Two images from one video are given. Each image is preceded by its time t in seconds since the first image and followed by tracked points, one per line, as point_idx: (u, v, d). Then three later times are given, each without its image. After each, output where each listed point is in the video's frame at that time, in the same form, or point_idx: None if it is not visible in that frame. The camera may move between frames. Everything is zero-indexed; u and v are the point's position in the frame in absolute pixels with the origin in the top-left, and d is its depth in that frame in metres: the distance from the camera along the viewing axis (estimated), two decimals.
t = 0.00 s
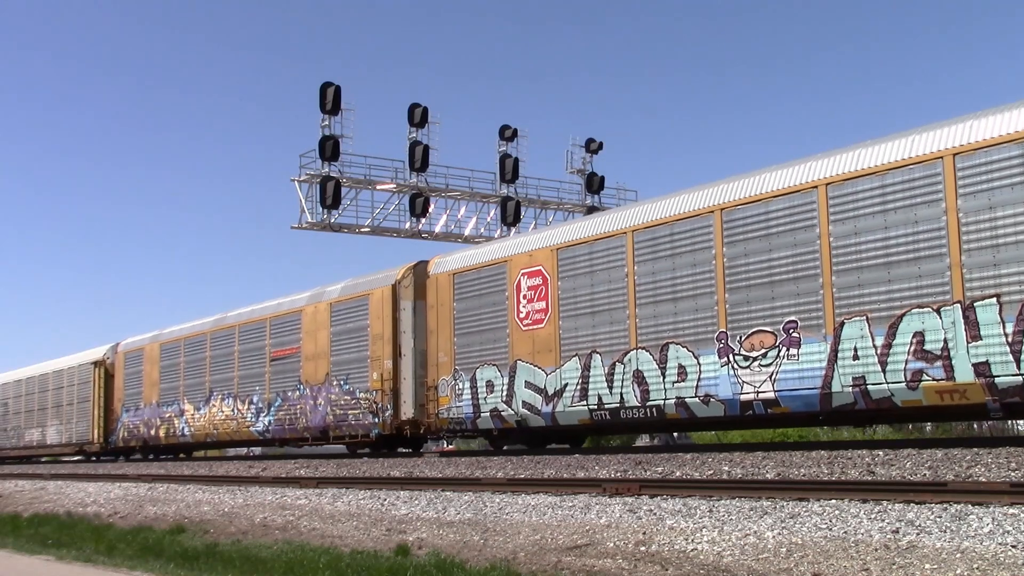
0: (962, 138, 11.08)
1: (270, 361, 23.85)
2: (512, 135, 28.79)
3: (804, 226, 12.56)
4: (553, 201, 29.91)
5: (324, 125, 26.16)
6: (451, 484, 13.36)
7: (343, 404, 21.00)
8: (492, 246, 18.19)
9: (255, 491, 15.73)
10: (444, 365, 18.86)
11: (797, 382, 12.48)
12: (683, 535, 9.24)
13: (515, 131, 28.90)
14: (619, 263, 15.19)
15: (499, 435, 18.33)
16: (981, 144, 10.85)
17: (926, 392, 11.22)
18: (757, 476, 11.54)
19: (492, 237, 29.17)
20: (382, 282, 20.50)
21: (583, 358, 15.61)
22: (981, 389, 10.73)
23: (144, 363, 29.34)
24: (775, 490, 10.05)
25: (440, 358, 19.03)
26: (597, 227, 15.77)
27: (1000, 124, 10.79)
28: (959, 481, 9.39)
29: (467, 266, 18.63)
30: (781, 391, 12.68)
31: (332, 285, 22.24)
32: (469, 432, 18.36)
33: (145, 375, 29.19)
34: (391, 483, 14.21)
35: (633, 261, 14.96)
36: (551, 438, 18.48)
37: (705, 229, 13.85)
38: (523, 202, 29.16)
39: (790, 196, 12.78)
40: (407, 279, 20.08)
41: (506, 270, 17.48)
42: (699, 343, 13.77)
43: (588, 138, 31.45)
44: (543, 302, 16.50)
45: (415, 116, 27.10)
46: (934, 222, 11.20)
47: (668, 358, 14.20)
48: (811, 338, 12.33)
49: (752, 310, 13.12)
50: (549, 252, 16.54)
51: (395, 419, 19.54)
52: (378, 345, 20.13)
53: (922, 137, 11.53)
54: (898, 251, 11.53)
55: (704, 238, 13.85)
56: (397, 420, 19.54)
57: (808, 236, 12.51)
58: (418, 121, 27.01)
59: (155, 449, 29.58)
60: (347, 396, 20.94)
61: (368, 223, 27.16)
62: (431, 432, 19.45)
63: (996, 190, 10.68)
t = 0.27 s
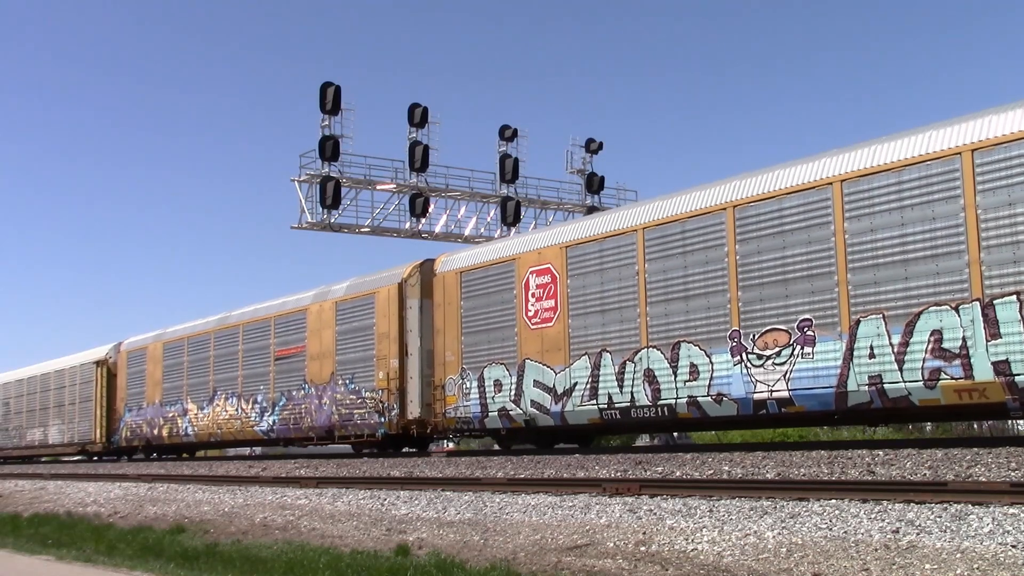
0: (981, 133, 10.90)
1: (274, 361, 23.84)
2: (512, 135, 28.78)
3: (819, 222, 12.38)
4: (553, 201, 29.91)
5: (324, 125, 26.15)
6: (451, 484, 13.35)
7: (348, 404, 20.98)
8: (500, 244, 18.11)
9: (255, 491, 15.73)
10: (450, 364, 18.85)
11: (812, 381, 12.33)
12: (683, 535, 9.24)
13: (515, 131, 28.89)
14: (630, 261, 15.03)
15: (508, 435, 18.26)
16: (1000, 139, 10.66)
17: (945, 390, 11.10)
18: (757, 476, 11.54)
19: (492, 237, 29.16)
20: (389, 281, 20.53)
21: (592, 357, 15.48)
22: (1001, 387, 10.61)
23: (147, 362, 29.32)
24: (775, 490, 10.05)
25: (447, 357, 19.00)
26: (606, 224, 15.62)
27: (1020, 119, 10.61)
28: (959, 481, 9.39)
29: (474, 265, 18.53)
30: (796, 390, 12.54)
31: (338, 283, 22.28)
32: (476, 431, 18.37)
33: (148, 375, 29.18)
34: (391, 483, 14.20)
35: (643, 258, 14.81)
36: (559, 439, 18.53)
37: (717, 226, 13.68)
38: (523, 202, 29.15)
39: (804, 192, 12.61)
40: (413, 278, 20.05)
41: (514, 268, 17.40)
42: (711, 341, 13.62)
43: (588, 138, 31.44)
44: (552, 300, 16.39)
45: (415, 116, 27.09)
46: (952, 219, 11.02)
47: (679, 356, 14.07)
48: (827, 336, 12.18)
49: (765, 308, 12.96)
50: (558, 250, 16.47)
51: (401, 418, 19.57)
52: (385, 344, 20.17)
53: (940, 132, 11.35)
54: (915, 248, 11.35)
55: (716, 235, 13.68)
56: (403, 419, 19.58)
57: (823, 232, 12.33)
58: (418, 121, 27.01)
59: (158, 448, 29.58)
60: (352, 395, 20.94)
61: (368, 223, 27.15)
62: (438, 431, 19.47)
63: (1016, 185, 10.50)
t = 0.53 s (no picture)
0: (999, 129, 10.87)
1: (279, 360, 23.84)
2: (512, 135, 28.78)
3: (834, 219, 12.36)
4: (553, 201, 29.92)
5: (324, 125, 26.15)
6: (451, 484, 13.36)
7: (354, 403, 20.98)
8: (508, 242, 18.11)
9: (255, 491, 15.73)
10: (458, 363, 18.85)
11: (827, 380, 12.30)
12: (683, 535, 9.24)
13: (515, 131, 28.89)
14: (640, 258, 15.02)
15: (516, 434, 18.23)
16: (1019, 135, 10.63)
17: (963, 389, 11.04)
18: (757, 476, 11.54)
19: (492, 237, 29.17)
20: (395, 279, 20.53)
21: (602, 356, 15.48)
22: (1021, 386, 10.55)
23: (150, 362, 29.32)
24: (775, 490, 10.05)
25: (454, 356, 18.99)
26: (616, 222, 15.62)
27: None
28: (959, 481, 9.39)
29: (482, 263, 18.52)
30: (810, 389, 12.52)
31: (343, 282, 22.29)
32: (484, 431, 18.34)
33: (150, 374, 29.17)
34: (391, 483, 14.21)
35: (655, 256, 14.80)
36: (569, 438, 18.41)
37: (729, 223, 13.67)
38: (523, 202, 29.15)
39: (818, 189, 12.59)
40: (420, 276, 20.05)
41: (523, 266, 17.37)
42: (724, 340, 13.60)
43: (588, 138, 31.44)
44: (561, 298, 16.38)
45: (415, 116, 27.08)
46: (971, 215, 10.99)
47: (691, 355, 14.07)
48: (842, 334, 12.14)
49: (779, 306, 12.94)
50: (567, 248, 16.44)
51: (407, 417, 19.51)
52: (390, 343, 20.13)
53: (957, 128, 11.32)
54: (932, 245, 11.32)
55: (729, 233, 13.66)
56: (410, 419, 19.53)
57: (838, 230, 12.31)
58: (418, 121, 27.01)
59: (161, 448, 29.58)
60: (358, 395, 20.95)
61: (368, 223, 27.16)
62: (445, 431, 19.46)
63: None
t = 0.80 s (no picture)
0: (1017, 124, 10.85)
1: (284, 359, 23.84)
2: (512, 135, 28.78)
3: (849, 216, 12.35)
4: (553, 201, 29.93)
5: (324, 125, 26.15)
6: (451, 485, 13.36)
7: (359, 403, 20.98)
8: (515, 240, 18.10)
9: (255, 491, 15.73)
10: (465, 362, 18.84)
11: (842, 378, 12.30)
12: (683, 535, 9.24)
13: (515, 131, 28.90)
14: (651, 256, 15.01)
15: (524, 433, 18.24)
16: None
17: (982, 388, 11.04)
18: (757, 476, 11.54)
19: (492, 237, 29.19)
20: (402, 277, 20.55)
21: (613, 354, 15.47)
22: None
23: (152, 361, 29.31)
24: (775, 490, 10.06)
25: (462, 355, 18.98)
26: (626, 219, 15.61)
27: None
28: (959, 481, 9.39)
29: (490, 261, 18.51)
30: (825, 388, 12.51)
31: (349, 280, 22.31)
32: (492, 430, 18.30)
33: (153, 373, 29.17)
34: (391, 483, 14.21)
35: (666, 253, 14.79)
36: (578, 438, 18.42)
37: (742, 220, 13.66)
38: (523, 201, 29.16)
39: (832, 186, 12.58)
40: (426, 274, 20.05)
41: (531, 264, 17.36)
42: (737, 338, 13.60)
43: (588, 138, 31.45)
44: (570, 297, 16.38)
45: (415, 116, 27.08)
46: (990, 212, 10.97)
47: (703, 354, 14.07)
48: (858, 333, 12.13)
49: (793, 303, 12.93)
50: (576, 246, 16.43)
51: (414, 417, 19.52)
52: (397, 342, 20.14)
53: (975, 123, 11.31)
54: (950, 241, 11.31)
55: (742, 230, 13.66)
56: (416, 419, 19.52)
57: (853, 227, 12.29)
58: (418, 121, 27.01)
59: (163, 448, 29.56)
60: (363, 394, 20.95)
61: (368, 223, 27.18)
62: (451, 431, 19.45)
63: None
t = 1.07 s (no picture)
0: None
1: (288, 359, 23.84)
2: (512, 135, 28.77)
3: (863, 214, 12.35)
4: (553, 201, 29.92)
5: (324, 125, 26.15)
6: (451, 485, 13.36)
7: (365, 403, 20.98)
8: (522, 238, 18.10)
9: (255, 491, 15.73)
10: (473, 361, 18.83)
11: (857, 377, 12.30)
12: (683, 536, 9.24)
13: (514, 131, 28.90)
14: (662, 254, 15.01)
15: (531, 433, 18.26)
16: None
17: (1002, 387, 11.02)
18: (757, 476, 11.54)
19: (492, 237, 29.20)
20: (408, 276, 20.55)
21: (624, 353, 15.47)
22: None
23: (156, 361, 29.32)
24: (775, 490, 10.06)
25: (469, 354, 18.97)
26: (637, 217, 15.61)
27: None
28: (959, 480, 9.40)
29: (498, 259, 18.51)
30: (840, 387, 12.52)
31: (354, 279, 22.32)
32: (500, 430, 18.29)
33: (156, 373, 29.18)
34: (392, 483, 14.21)
35: (677, 251, 14.79)
36: (586, 438, 18.42)
37: (755, 217, 13.66)
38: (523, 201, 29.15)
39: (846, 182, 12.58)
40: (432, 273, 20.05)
41: (540, 262, 17.36)
42: (750, 336, 13.60)
43: (588, 138, 31.43)
44: (580, 295, 16.38)
45: (415, 116, 27.09)
46: (1008, 208, 10.96)
47: (715, 353, 14.08)
48: (873, 331, 12.14)
49: (807, 301, 12.93)
50: (585, 243, 16.44)
51: (420, 417, 19.51)
52: (403, 341, 20.14)
53: (992, 119, 11.30)
54: (967, 239, 11.30)
55: (755, 227, 13.66)
56: (423, 418, 19.51)
57: (869, 224, 12.29)
58: (418, 121, 27.01)
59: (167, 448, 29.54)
60: (369, 393, 20.95)
61: (368, 223, 27.19)
62: (458, 431, 19.45)
63: None
